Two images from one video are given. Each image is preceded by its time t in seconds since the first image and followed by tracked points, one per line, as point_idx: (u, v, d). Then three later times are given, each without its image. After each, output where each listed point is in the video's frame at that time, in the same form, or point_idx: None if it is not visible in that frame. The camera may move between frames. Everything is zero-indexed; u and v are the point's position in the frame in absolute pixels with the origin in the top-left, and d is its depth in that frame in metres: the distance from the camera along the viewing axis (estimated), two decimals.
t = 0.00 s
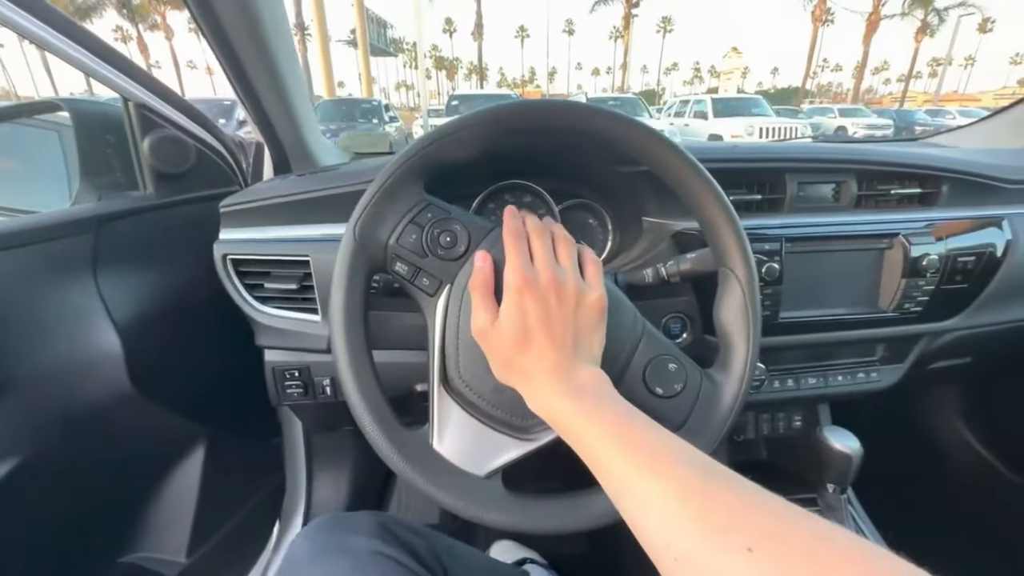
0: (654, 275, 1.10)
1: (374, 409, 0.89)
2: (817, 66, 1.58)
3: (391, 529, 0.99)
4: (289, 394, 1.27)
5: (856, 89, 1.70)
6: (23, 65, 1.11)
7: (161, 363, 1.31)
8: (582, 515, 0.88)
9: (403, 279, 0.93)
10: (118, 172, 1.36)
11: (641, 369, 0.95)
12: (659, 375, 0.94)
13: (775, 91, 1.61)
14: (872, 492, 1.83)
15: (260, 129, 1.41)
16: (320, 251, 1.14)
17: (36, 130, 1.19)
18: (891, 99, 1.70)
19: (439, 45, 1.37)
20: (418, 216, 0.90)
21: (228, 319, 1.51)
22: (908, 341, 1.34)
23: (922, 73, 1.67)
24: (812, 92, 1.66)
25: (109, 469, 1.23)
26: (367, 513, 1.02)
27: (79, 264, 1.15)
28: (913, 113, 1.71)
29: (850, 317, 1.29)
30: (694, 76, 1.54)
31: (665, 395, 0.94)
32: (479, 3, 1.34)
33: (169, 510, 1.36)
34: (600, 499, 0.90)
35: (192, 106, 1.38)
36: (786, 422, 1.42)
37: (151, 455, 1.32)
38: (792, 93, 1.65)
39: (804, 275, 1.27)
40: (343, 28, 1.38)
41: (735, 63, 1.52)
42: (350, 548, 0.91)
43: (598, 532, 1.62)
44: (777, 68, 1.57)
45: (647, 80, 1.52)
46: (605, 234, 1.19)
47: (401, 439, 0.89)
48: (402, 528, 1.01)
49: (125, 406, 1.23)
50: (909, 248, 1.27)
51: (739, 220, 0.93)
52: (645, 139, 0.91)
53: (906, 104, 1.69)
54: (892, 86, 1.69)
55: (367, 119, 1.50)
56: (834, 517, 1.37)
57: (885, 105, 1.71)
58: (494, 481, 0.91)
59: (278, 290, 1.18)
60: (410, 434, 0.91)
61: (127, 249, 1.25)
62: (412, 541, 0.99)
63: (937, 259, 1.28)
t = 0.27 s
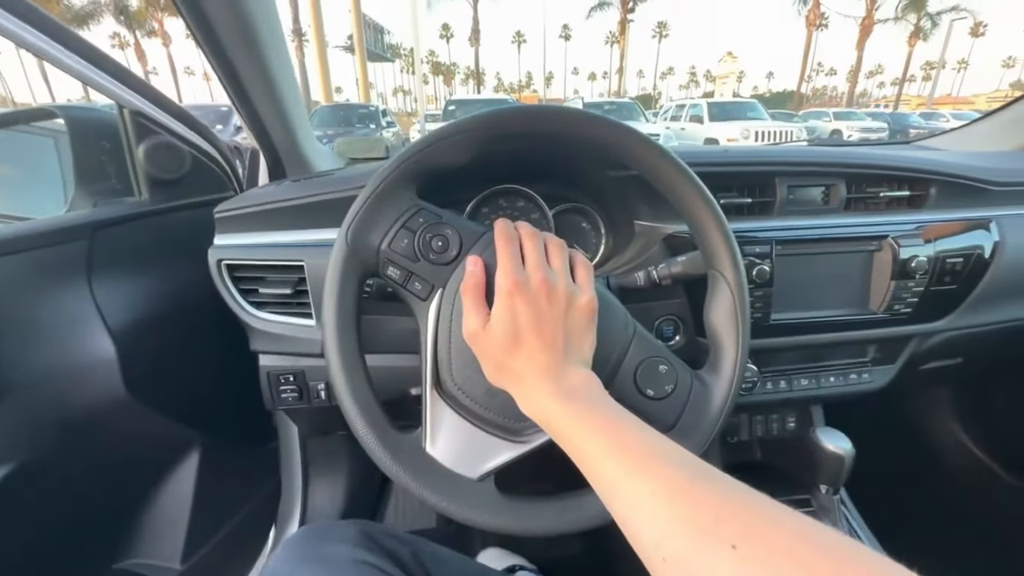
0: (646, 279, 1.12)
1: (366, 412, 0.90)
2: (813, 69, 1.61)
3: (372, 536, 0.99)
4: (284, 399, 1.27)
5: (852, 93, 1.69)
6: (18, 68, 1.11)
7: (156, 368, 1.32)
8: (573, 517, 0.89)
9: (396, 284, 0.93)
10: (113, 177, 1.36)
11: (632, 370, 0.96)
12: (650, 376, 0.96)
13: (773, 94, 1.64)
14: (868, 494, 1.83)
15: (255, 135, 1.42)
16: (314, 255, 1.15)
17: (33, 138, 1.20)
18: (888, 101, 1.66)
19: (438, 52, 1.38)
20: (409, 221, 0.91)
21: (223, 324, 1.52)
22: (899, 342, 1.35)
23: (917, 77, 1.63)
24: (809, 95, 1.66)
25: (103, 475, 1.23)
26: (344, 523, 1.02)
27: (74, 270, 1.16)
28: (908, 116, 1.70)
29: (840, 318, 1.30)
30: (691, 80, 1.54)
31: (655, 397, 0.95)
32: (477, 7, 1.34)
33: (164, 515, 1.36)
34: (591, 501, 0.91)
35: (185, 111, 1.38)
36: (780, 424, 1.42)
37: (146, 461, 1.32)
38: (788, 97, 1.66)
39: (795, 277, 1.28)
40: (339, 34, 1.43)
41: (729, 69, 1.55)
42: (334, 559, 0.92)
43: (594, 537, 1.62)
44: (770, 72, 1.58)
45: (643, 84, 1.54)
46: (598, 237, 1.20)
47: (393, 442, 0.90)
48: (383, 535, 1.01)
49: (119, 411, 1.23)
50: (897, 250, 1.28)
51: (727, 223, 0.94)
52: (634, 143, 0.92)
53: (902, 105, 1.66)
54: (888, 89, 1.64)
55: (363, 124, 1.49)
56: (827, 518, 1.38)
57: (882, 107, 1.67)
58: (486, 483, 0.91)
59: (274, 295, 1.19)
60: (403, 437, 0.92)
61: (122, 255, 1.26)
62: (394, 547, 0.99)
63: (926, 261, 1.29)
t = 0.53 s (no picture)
0: (641, 283, 1.10)
1: (362, 419, 0.90)
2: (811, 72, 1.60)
3: (363, 545, 1.00)
4: (280, 405, 1.27)
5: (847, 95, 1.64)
6: (14, 73, 1.10)
7: (152, 375, 1.31)
8: (570, 522, 0.89)
9: (390, 288, 0.93)
10: (108, 184, 1.36)
11: (628, 374, 0.96)
12: (646, 379, 0.96)
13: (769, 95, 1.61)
14: (867, 496, 1.83)
15: (250, 140, 1.42)
16: (309, 261, 1.15)
17: (26, 144, 1.19)
18: (883, 103, 1.69)
19: (434, 55, 1.39)
20: (404, 226, 0.91)
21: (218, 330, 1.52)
22: (896, 342, 1.35)
23: (912, 78, 1.62)
24: (803, 96, 1.61)
25: (98, 482, 1.23)
26: (335, 532, 1.02)
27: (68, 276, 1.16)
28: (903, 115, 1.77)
29: (836, 319, 1.30)
30: (688, 82, 1.52)
31: (652, 400, 0.95)
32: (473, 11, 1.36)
33: (160, 523, 1.36)
34: (587, 506, 0.91)
35: (181, 117, 1.38)
36: (778, 426, 1.42)
37: (142, 468, 1.32)
38: (784, 97, 1.62)
39: (790, 279, 1.28)
40: (334, 38, 1.41)
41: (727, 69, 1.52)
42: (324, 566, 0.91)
43: (593, 541, 1.62)
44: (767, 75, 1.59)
45: (640, 86, 1.54)
46: (594, 240, 1.20)
47: (389, 448, 0.90)
48: (374, 543, 1.02)
49: (114, 418, 1.23)
50: (893, 251, 1.28)
51: (722, 226, 0.94)
52: (629, 147, 0.92)
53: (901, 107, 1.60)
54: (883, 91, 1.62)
55: (362, 128, 1.52)
56: (826, 520, 1.37)
57: (875, 108, 1.69)
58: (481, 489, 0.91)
59: (269, 301, 1.18)
60: (398, 443, 0.91)
61: (116, 261, 1.25)
62: (385, 556, 1.00)
63: (921, 262, 1.29)
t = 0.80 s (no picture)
0: (639, 281, 1.11)
1: (360, 420, 0.90)
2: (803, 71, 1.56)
3: (361, 548, 0.99)
4: (278, 408, 1.26)
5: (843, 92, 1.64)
6: (9, 77, 1.10)
7: (149, 379, 1.31)
8: (569, 522, 0.89)
9: (388, 289, 0.93)
10: (102, 187, 1.36)
11: (626, 373, 0.96)
12: (645, 379, 0.95)
13: (764, 96, 1.60)
14: (866, 494, 1.83)
15: (246, 142, 1.41)
16: (306, 262, 1.14)
17: (23, 149, 1.19)
18: (878, 102, 1.68)
19: (431, 57, 1.37)
20: (401, 226, 0.91)
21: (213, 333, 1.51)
22: (893, 340, 1.34)
23: (907, 77, 1.62)
24: (799, 97, 1.63)
25: (95, 487, 1.23)
26: (332, 536, 1.02)
27: (63, 280, 1.15)
28: (898, 115, 1.76)
29: (833, 317, 1.30)
30: (683, 83, 1.54)
31: (650, 399, 0.95)
32: (469, 13, 1.36)
33: (158, 527, 1.35)
34: (587, 505, 0.90)
35: (176, 119, 1.38)
36: (776, 424, 1.42)
37: (139, 472, 1.31)
38: (780, 97, 1.62)
39: (788, 277, 1.28)
40: (332, 40, 1.41)
41: (722, 70, 1.55)
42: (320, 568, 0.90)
43: (593, 541, 1.61)
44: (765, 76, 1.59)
45: (636, 87, 1.53)
46: (592, 240, 1.19)
47: (387, 450, 0.90)
48: (372, 546, 1.02)
49: (108, 419, 1.22)
50: (889, 248, 1.29)
51: (719, 224, 0.94)
52: (625, 146, 0.92)
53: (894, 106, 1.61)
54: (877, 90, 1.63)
55: (359, 130, 1.51)
56: (826, 517, 1.37)
57: (870, 107, 1.70)
58: (481, 490, 0.91)
59: (266, 303, 1.18)
60: (396, 445, 0.91)
61: (111, 265, 1.25)
62: (383, 559, 0.99)
63: (918, 259, 1.29)
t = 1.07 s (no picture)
0: (631, 281, 1.10)
1: (350, 422, 0.89)
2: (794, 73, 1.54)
3: (352, 550, 0.99)
4: (269, 411, 1.26)
5: (834, 95, 1.67)
6: None
7: (136, 382, 1.30)
8: (562, 522, 0.88)
9: (378, 290, 0.93)
10: (90, 191, 1.34)
11: (618, 372, 0.96)
12: (636, 378, 0.95)
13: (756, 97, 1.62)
14: (860, 494, 1.83)
15: (236, 145, 1.41)
16: (296, 265, 1.14)
17: (11, 151, 1.18)
18: (868, 103, 1.66)
19: (425, 62, 1.37)
20: (390, 227, 0.91)
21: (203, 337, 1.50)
22: (884, 337, 1.35)
23: (896, 79, 1.60)
24: (791, 99, 1.62)
25: (84, 493, 1.22)
26: (324, 539, 1.01)
27: (51, 284, 1.14)
28: (888, 117, 1.74)
29: (824, 316, 1.31)
30: (676, 85, 1.52)
31: (641, 398, 0.95)
32: (462, 17, 1.37)
33: (150, 533, 1.34)
34: (579, 505, 0.90)
35: (166, 123, 1.38)
36: (769, 423, 1.42)
37: (130, 477, 1.31)
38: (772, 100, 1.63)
39: (779, 276, 1.28)
40: (325, 45, 1.38)
41: (715, 72, 1.51)
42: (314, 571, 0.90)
43: (588, 542, 1.61)
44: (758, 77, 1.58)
45: (628, 90, 1.52)
46: (584, 241, 1.19)
47: (378, 451, 0.89)
48: (363, 549, 1.01)
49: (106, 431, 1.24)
50: (879, 246, 1.29)
51: (709, 223, 0.94)
52: (614, 145, 0.92)
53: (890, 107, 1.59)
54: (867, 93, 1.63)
55: (352, 133, 1.47)
56: (818, 515, 1.36)
57: (862, 109, 1.68)
58: (472, 491, 0.91)
59: (256, 305, 1.17)
60: (387, 446, 0.91)
61: (99, 269, 1.24)
62: (375, 561, 0.99)
63: (907, 257, 1.30)
